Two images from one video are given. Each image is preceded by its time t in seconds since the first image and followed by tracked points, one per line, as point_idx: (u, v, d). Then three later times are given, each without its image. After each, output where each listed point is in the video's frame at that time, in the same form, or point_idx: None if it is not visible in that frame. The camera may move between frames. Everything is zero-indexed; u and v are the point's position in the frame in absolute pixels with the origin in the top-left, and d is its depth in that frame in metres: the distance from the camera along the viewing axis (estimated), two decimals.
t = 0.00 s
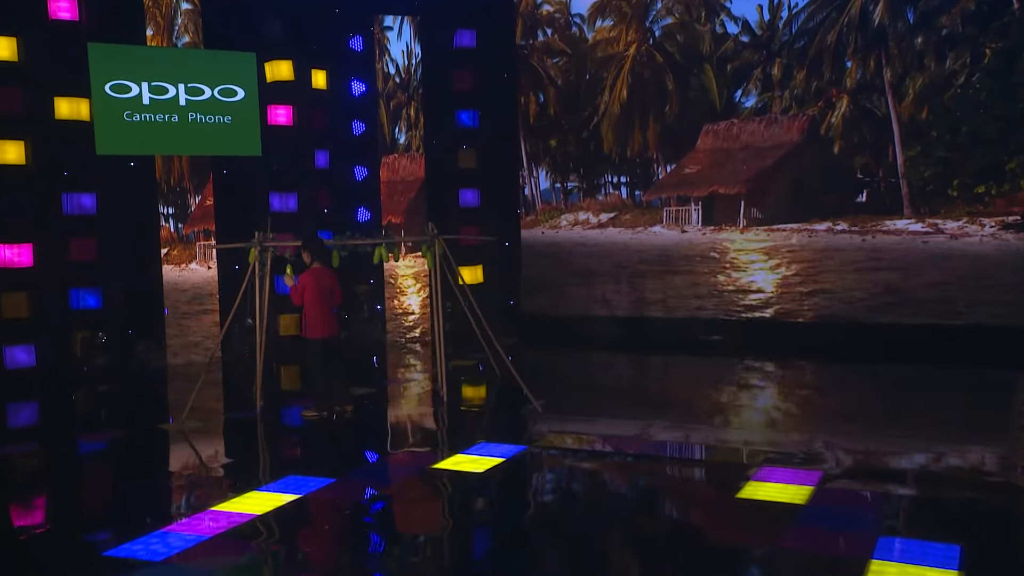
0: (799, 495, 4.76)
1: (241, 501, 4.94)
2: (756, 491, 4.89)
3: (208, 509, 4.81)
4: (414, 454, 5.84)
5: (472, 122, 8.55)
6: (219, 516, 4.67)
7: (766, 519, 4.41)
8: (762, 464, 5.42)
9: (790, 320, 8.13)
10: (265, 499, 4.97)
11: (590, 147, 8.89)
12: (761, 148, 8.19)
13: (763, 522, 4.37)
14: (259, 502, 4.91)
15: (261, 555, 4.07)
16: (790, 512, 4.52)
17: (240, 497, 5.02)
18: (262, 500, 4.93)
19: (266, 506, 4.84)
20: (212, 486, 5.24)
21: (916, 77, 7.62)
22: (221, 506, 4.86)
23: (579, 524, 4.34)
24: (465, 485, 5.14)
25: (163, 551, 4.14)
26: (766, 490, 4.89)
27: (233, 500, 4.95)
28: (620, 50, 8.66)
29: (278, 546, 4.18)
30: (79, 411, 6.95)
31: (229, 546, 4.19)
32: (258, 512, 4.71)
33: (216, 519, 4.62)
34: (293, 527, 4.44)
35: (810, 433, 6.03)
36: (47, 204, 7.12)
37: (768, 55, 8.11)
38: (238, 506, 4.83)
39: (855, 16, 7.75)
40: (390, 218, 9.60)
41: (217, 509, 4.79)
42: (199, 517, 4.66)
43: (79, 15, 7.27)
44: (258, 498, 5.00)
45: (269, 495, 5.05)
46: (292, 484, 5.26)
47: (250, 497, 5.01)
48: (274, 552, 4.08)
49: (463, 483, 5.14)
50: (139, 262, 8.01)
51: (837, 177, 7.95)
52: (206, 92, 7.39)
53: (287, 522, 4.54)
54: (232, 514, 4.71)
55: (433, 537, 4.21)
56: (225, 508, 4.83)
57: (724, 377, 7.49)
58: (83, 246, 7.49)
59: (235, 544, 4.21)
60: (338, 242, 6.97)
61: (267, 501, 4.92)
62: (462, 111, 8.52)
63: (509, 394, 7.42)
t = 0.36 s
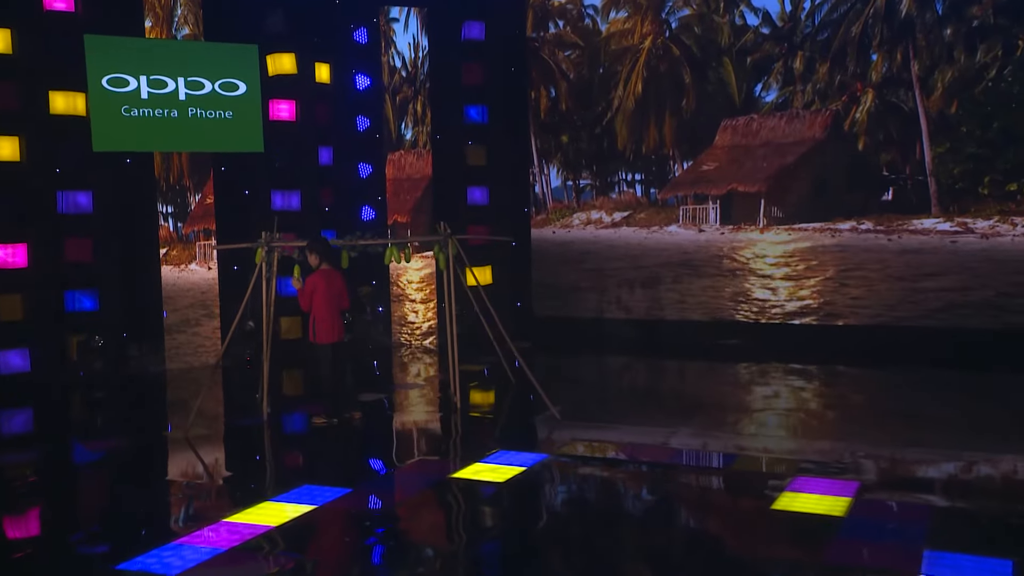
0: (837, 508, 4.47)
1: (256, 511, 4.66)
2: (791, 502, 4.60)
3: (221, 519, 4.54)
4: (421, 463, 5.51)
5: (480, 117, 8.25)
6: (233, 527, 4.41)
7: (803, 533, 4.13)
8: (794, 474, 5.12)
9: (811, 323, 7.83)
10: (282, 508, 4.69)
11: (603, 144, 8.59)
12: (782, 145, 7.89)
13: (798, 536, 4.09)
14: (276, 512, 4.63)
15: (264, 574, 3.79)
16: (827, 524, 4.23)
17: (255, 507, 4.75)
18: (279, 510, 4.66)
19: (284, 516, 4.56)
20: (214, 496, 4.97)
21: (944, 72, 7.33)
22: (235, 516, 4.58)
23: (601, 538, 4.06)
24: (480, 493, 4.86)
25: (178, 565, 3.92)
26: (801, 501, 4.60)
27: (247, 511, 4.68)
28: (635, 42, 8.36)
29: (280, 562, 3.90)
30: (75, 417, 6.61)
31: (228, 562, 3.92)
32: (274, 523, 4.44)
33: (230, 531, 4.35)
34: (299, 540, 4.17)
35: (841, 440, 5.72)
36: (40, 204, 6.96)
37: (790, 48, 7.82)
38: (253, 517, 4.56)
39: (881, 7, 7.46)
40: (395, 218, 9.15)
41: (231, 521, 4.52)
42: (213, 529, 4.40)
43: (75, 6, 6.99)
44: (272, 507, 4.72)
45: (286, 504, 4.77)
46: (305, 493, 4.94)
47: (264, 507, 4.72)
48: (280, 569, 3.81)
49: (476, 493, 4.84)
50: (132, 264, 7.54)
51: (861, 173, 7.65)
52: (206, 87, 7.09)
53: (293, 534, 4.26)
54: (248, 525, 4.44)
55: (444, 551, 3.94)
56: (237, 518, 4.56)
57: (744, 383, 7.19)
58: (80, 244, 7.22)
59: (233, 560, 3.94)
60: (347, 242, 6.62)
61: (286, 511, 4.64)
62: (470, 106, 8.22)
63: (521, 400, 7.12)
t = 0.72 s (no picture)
0: (878, 519, 4.18)
1: (274, 523, 4.38)
2: (828, 514, 4.30)
3: (235, 531, 4.27)
4: (430, 471, 5.21)
5: (491, 112, 7.97)
6: (249, 540, 4.12)
7: (843, 547, 3.84)
8: (828, 484, 4.82)
9: (834, 326, 7.55)
10: (301, 519, 4.41)
11: (618, 140, 8.31)
12: (805, 142, 7.63)
13: (837, 549, 3.80)
14: (294, 523, 4.34)
15: None
16: (867, 538, 3.94)
17: (271, 518, 4.46)
18: (298, 521, 4.37)
19: (302, 528, 4.27)
20: (215, 505, 4.70)
21: (975, 65, 7.02)
22: (251, 528, 4.30)
23: (627, 553, 3.77)
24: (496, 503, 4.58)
25: None
26: (839, 512, 4.30)
27: (263, 522, 4.39)
28: (651, 36, 8.09)
29: None
30: (71, 421, 6.37)
31: None
32: (292, 536, 4.15)
33: (245, 544, 4.07)
34: (303, 554, 3.89)
35: (874, 448, 5.41)
36: (36, 200, 6.72)
37: (813, 40, 7.54)
38: (270, 529, 4.28)
39: None
40: (402, 216, 8.94)
41: (247, 533, 4.24)
42: (228, 541, 4.12)
43: None
44: (289, 518, 4.44)
45: (303, 514, 4.48)
46: (323, 503, 4.65)
47: (280, 518, 4.44)
48: None
49: (490, 501, 4.57)
50: (132, 263, 7.26)
51: (888, 170, 7.37)
52: (209, 81, 6.79)
53: (297, 547, 3.98)
54: (264, 538, 4.15)
55: (457, 566, 3.66)
56: (252, 530, 4.28)
57: (768, 388, 6.91)
58: (77, 244, 6.98)
59: (235, 575, 3.69)
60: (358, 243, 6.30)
61: (305, 522, 4.35)
62: (480, 101, 7.95)
63: (535, 405, 6.84)
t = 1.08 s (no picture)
0: (921, 533, 3.90)
1: (290, 535, 4.11)
2: (867, 526, 4.01)
3: (245, 545, 4.01)
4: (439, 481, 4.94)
5: (500, 107, 7.69)
6: (263, 554, 3.87)
7: (888, 564, 3.55)
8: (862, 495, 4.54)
9: (856, 329, 7.28)
10: (316, 531, 4.14)
11: (632, 137, 8.04)
12: (829, 139, 7.38)
13: (883, 567, 3.52)
14: (310, 535, 4.08)
15: None
16: (913, 554, 3.66)
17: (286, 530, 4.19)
18: (313, 533, 4.10)
19: (319, 541, 4.00)
20: (215, 516, 4.43)
21: (1008, 57, 6.73)
22: (266, 541, 4.04)
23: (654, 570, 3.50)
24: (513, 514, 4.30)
25: None
26: (879, 525, 4.02)
27: (278, 535, 4.12)
28: (668, 29, 7.84)
29: None
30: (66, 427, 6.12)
31: None
32: (309, 550, 3.89)
33: (258, 559, 3.82)
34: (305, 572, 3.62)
35: (909, 457, 5.12)
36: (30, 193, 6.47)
37: (837, 33, 7.28)
38: (286, 541, 4.02)
39: None
40: (408, 215, 8.67)
41: (261, 546, 3.98)
42: (242, 555, 3.86)
43: None
44: (306, 530, 4.17)
45: (319, 526, 4.21)
46: (339, 514, 4.38)
47: (296, 530, 4.18)
48: None
49: (506, 512, 4.30)
50: (132, 263, 7.05)
51: (915, 168, 7.09)
52: (210, 74, 6.52)
53: (298, 564, 3.71)
54: (279, 552, 3.90)
55: None
56: (267, 544, 4.02)
57: (790, 393, 6.63)
58: (74, 243, 6.67)
59: None
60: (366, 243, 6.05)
61: (322, 534, 4.09)
62: (490, 95, 7.66)
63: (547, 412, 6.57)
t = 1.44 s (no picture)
0: (967, 547, 3.63)
1: (308, 546, 3.86)
2: (909, 540, 3.75)
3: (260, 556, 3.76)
4: (447, 490, 4.70)
5: (511, 101, 7.42)
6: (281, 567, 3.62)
7: None
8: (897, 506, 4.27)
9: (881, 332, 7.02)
10: (334, 542, 3.89)
11: (648, 133, 7.77)
12: (851, 135, 7.12)
13: None
14: (328, 548, 3.83)
15: None
16: (961, 570, 3.39)
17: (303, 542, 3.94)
18: (330, 545, 3.86)
19: (337, 553, 3.76)
20: (213, 528, 4.18)
21: None
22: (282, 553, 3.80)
23: None
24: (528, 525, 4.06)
25: None
26: (921, 539, 3.75)
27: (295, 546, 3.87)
28: (685, 22, 7.59)
29: None
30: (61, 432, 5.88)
31: None
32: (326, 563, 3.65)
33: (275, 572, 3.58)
34: None
35: (945, 466, 4.84)
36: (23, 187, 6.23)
37: (861, 26, 7.02)
38: (304, 553, 3.77)
39: None
40: (415, 213, 8.41)
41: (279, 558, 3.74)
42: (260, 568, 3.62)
43: None
44: (324, 541, 3.92)
45: (338, 538, 3.96)
46: (353, 525, 4.13)
47: (315, 541, 3.93)
48: None
49: (522, 525, 4.04)
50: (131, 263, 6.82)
51: (943, 164, 6.82)
52: (212, 68, 6.27)
53: None
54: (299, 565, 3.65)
55: None
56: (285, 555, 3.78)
57: (815, 397, 6.35)
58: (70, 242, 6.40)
59: None
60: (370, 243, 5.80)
61: (341, 546, 3.84)
62: (500, 89, 7.39)
63: (562, 418, 6.30)
